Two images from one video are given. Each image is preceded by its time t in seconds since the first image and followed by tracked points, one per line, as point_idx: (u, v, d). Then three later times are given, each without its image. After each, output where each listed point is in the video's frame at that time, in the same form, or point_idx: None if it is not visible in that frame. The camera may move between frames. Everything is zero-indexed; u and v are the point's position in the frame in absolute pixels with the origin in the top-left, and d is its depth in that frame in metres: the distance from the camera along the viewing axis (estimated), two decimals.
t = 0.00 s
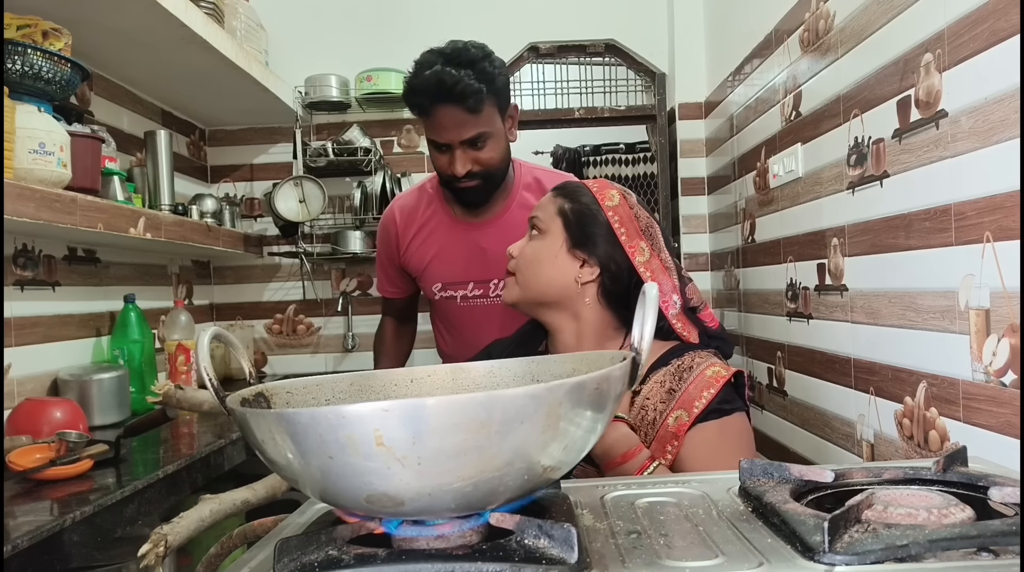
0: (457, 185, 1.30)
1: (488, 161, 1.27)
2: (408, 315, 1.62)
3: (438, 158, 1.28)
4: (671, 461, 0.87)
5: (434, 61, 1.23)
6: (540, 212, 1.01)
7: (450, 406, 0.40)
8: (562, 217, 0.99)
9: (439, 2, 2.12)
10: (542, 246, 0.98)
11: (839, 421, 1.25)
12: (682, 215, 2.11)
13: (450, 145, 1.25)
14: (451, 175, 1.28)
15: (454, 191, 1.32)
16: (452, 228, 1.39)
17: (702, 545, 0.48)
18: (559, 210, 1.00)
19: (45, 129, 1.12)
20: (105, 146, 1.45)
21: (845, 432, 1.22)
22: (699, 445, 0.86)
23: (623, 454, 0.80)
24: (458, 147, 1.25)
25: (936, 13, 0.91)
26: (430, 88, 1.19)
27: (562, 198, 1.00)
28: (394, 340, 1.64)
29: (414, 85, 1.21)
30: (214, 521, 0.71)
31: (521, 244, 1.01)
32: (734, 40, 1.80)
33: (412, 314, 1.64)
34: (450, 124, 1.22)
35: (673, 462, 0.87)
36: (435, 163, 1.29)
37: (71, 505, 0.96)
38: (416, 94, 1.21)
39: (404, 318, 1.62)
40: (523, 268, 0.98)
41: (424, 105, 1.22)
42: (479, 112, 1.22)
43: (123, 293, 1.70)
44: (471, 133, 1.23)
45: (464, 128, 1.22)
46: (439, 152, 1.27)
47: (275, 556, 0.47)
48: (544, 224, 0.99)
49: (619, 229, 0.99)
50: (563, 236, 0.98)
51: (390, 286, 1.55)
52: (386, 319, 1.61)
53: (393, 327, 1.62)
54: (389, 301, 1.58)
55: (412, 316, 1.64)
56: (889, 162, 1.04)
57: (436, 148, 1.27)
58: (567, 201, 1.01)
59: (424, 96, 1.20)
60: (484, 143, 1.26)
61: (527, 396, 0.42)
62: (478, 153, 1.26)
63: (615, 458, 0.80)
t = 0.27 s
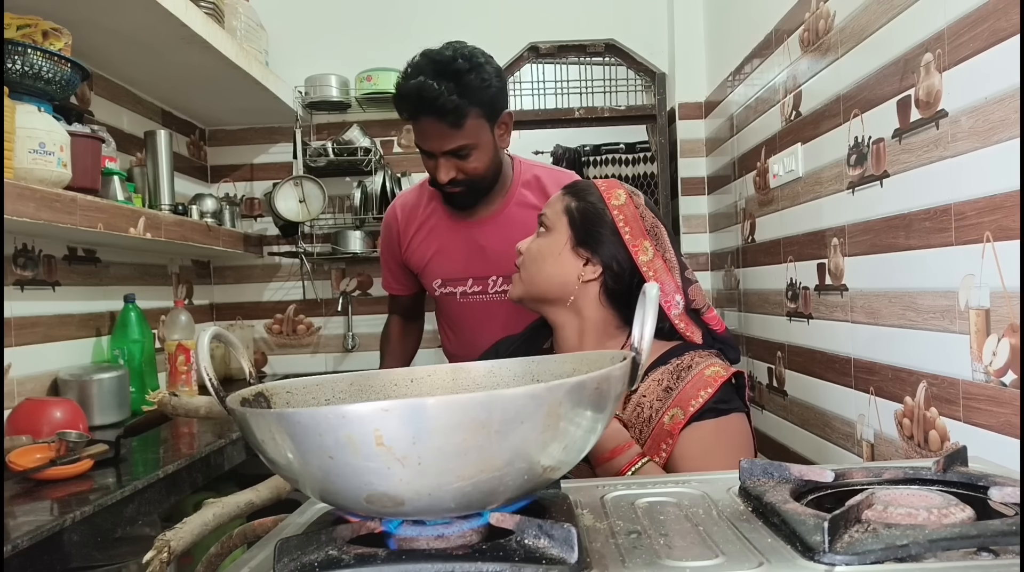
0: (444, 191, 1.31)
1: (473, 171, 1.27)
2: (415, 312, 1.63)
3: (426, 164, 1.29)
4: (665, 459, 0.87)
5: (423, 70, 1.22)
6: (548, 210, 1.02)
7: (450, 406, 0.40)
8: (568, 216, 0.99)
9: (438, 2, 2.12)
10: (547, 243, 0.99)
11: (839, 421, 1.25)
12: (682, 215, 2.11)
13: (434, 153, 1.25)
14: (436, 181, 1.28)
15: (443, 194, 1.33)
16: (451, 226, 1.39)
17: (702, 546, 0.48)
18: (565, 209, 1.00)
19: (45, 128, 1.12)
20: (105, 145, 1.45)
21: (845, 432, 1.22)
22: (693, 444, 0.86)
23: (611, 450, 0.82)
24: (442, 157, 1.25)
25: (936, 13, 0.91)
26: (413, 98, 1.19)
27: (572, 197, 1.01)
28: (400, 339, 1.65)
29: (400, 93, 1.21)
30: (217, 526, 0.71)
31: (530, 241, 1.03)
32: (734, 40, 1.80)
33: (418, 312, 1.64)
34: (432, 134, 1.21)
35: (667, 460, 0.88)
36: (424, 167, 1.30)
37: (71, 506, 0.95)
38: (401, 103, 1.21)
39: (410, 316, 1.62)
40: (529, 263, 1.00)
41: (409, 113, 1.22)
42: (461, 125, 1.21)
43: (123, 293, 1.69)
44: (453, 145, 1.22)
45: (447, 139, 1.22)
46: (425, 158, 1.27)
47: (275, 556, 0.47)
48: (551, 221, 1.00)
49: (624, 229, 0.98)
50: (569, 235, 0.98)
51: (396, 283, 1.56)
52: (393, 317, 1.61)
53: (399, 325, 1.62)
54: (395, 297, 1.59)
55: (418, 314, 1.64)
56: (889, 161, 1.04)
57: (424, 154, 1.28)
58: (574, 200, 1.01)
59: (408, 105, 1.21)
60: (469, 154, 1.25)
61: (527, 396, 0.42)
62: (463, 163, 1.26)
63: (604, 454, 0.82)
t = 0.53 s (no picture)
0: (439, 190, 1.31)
1: (466, 171, 1.27)
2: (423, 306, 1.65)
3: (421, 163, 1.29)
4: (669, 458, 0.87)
5: (419, 71, 1.22)
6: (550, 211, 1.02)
7: (450, 406, 0.40)
8: (569, 216, 0.99)
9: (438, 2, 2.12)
10: (549, 243, 0.98)
11: (839, 421, 1.25)
12: (682, 215, 2.11)
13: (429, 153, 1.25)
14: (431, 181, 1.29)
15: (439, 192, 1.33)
16: (450, 221, 1.39)
17: (702, 545, 0.48)
18: (566, 209, 1.00)
19: (45, 128, 1.12)
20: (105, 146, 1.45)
21: (845, 431, 1.22)
22: (697, 443, 0.86)
23: (616, 448, 0.83)
24: (436, 157, 1.25)
25: (936, 12, 0.91)
26: (406, 100, 1.19)
27: (573, 198, 1.01)
28: (406, 329, 1.64)
29: (394, 93, 1.22)
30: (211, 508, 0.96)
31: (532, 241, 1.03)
32: (734, 39, 1.80)
33: (427, 305, 1.66)
34: (426, 135, 1.22)
35: (671, 459, 0.88)
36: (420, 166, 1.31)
37: (71, 505, 0.96)
38: (395, 103, 1.22)
39: (417, 309, 1.65)
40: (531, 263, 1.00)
41: (404, 114, 1.23)
42: (455, 128, 1.21)
43: (123, 293, 1.69)
44: (447, 146, 1.22)
45: (439, 140, 1.22)
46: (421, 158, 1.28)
47: (275, 556, 0.47)
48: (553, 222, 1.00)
49: (627, 230, 0.99)
50: (570, 235, 0.98)
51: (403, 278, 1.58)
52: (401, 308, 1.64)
53: (407, 317, 1.64)
54: (402, 290, 1.61)
55: (427, 307, 1.66)
56: (889, 161, 1.04)
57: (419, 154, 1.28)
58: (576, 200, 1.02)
59: (401, 106, 1.21)
60: (463, 155, 1.25)
61: (527, 395, 0.42)
62: (457, 164, 1.26)
63: (609, 452, 0.83)
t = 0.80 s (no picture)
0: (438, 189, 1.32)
1: (464, 171, 1.27)
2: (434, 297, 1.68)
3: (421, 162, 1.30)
4: (673, 456, 0.87)
5: (417, 72, 1.21)
6: (546, 214, 1.02)
7: (450, 406, 0.40)
8: (566, 217, 0.99)
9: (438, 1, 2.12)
10: (548, 247, 0.98)
11: (839, 421, 1.25)
12: (682, 215, 2.11)
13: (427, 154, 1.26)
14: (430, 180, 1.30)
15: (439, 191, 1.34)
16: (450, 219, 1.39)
17: (702, 545, 0.48)
18: (563, 210, 1.01)
19: (45, 128, 1.12)
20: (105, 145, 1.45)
21: (845, 431, 1.22)
22: (700, 441, 0.86)
23: (620, 444, 0.82)
24: (434, 158, 1.25)
25: (936, 12, 0.91)
26: (403, 101, 1.20)
27: (568, 200, 1.01)
28: (417, 318, 1.69)
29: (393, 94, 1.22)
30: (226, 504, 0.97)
31: (530, 246, 1.02)
32: (734, 39, 1.80)
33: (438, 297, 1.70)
34: (423, 137, 1.22)
35: (674, 457, 0.88)
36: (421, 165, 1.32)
37: (71, 505, 0.96)
38: (393, 104, 1.23)
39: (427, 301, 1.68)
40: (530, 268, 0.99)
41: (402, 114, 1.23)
42: (451, 130, 1.21)
43: (123, 293, 1.69)
44: (444, 147, 1.23)
45: (437, 141, 1.22)
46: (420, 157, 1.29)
47: (275, 555, 0.47)
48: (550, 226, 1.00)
49: (627, 229, 0.99)
50: (568, 237, 0.98)
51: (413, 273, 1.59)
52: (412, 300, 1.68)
53: (417, 308, 1.68)
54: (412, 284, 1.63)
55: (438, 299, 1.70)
56: (889, 161, 1.04)
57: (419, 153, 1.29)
58: (572, 201, 1.02)
59: (399, 108, 1.22)
60: (461, 155, 1.25)
61: (527, 395, 0.42)
62: (455, 164, 1.26)
63: (614, 448, 0.82)
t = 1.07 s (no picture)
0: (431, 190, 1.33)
1: (452, 175, 1.27)
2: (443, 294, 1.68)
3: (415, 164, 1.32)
4: (672, 454, 0.87)
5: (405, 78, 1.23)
6: (536, 221, 1.01)
7: (450, 406, 0.40)
8: (555, 221, 0.99)
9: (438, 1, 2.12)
10: (540, 252, 0.98)
11: (839, 420, 1.25)
12: (682, 215, 2.11)
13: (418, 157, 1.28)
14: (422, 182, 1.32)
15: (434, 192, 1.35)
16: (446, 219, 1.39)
17: (702, 545, 0.48)
18: (552, 214, 1.00)
19: (45, 128, 1.12)
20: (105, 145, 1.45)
21: (845, 431, 1.22)
22: (700, 440, 0.86)
23: (619, 442, 0.82)
24: (423, 162, 1.27)
25: (936, 12, 0.91)
26: (389, 107, 1.22)
27: (556, 203, 1.01)
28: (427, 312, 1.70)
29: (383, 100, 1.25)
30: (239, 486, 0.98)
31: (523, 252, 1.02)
32: (734, 39, 1.80)
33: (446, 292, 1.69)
34: (411, 141, 1.25)
35: (674, 456, 0.88)
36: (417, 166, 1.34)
37: (71, 505, 0.96)
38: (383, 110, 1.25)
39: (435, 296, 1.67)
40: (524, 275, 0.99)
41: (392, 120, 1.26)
42: (435, 135, 1.22)
43: (123, 293, 1.69)
44: (431, 151, 1.24)
45: (424, 145, 1.24)
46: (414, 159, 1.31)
47: (275, 555, 0.47)
48: (540, 232, 0.99)
49: (623, 229, 0.99)
50: (558, 242, 0.98)
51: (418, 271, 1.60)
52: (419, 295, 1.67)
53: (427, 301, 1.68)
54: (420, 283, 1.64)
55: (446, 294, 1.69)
56: (890, 161, 1.04)
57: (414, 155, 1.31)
58: (560, 205, 1.01)
59: (387, 114, 1.24)
60: (449, 159, 1.25)
61: (527, 395, 0.42)
62: (443, 168, 1.27)
63: (613, 446, 0.82)
